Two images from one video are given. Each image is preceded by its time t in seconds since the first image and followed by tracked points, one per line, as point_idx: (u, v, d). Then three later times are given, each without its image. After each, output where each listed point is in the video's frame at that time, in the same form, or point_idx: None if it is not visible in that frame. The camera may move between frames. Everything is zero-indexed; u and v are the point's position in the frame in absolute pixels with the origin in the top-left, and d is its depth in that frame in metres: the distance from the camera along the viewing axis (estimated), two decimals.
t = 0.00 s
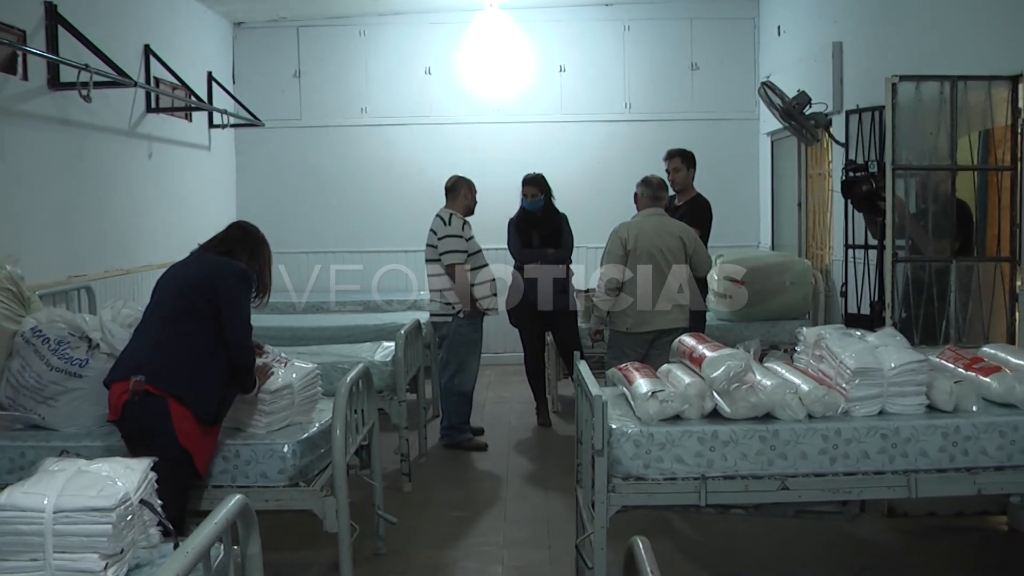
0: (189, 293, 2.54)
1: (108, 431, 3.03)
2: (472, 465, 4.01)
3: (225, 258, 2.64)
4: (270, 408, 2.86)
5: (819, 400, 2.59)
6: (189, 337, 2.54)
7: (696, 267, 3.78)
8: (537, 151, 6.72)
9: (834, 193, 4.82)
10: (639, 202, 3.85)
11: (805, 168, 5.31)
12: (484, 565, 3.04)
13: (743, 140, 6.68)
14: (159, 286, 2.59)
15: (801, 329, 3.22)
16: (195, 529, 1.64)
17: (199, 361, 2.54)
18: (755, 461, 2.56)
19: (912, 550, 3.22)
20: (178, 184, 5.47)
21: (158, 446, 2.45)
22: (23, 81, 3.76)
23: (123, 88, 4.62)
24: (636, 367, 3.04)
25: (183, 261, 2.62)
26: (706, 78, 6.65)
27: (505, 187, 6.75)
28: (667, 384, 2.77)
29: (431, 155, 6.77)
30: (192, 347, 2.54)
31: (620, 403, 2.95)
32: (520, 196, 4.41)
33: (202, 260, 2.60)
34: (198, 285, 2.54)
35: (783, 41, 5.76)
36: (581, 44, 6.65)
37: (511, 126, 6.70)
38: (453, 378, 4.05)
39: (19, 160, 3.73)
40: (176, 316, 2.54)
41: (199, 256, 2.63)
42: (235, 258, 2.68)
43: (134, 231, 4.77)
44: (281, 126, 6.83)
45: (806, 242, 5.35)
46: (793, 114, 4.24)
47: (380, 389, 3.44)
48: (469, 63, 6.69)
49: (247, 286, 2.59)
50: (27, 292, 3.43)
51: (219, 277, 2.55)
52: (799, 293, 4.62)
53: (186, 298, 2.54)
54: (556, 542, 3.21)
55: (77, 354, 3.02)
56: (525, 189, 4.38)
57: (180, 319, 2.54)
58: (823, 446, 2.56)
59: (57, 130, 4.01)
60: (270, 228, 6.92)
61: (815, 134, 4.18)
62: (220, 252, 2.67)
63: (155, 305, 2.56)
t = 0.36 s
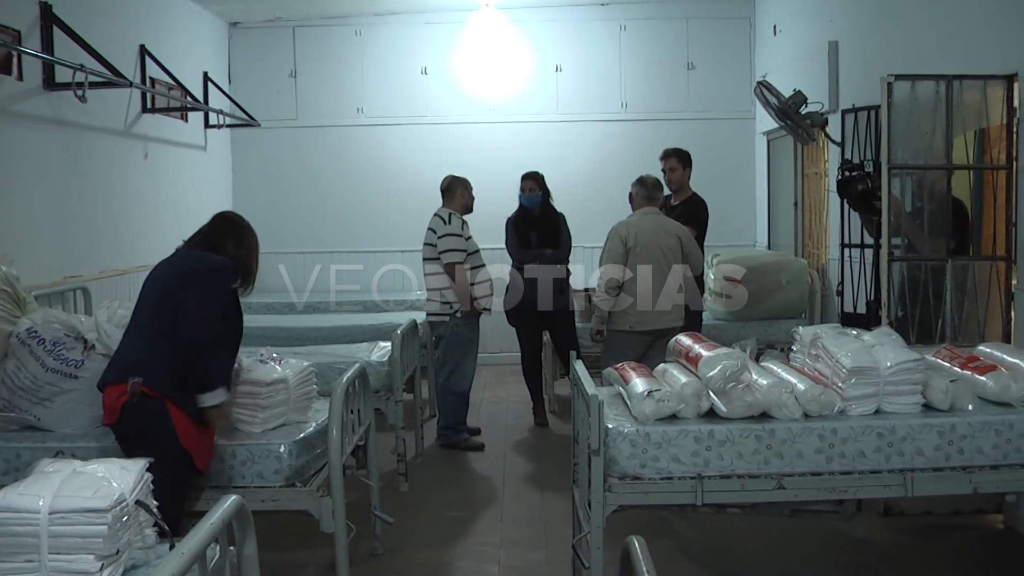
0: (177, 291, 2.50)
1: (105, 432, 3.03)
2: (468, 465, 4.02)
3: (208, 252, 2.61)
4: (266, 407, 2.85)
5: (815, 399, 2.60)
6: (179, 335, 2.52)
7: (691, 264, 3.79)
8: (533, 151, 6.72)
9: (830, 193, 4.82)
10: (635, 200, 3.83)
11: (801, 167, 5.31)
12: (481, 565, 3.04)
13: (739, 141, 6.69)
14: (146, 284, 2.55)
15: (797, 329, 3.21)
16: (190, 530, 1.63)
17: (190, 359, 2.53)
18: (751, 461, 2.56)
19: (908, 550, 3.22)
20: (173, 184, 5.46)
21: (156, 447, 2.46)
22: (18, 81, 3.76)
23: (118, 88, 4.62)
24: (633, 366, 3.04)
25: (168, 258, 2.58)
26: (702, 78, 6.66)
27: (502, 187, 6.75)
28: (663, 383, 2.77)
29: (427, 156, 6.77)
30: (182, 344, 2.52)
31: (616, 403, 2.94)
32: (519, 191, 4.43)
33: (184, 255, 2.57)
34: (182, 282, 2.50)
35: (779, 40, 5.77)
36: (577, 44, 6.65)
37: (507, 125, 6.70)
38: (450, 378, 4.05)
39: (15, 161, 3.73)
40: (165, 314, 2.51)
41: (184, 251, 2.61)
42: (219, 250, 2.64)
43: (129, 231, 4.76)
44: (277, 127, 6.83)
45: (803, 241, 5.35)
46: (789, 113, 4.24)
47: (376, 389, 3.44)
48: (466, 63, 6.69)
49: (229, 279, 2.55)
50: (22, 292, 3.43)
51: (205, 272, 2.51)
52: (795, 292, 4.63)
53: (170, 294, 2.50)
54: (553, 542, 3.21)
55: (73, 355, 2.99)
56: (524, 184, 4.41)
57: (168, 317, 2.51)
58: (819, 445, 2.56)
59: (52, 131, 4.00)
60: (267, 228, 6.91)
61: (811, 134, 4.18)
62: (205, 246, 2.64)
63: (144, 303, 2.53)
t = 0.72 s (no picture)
0: (165, 288, 2.43)
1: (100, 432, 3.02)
2: (463, 465, 4.02)
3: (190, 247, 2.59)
4: (262, 408, 2.84)
5: (811, 398, 2.60)
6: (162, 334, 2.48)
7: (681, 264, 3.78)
8: (529, 151, 6.72)
9: (826, 192, 4.83)
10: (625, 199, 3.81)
11: (796, 167, 5.32)
12: (477, 565, 3.03)
13: (734, 141, 6.69)
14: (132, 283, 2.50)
15: (793, 327, 3.21)
16: (186, 532, 1.63)
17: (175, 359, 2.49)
18: (747, 460, 2.56)
19: (904, 549, 3.23)
20: (169, 184, 5.45)
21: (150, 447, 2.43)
22: (13, 81, 3.75)
23: (113, 89, 4.61)
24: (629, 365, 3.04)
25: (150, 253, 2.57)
26: (697, 78, 6.66)
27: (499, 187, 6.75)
28: (659, 382, 2.76)
29: (422, 156, 6.77)
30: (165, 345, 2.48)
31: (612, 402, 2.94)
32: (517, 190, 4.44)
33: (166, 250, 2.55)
34: (170, 279, 2.45)
35: (774, 40, 5.77)
36: (573, 44, 6.65)
37: (503, 125, 6.70)
38: (446, 378, 4.05)
39: (11, 162, 3.73)
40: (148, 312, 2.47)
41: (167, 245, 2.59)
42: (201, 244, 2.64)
43: (124, 231, 4.75)
44: (271, 127, 6.82)
45: (798, 241, 5.36)
46: (785, 112, 4.25)
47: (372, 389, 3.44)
48: (462, 62, 6.69)
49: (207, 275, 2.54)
50: (17, 292, 3.42)
51: (183, 267, 2.48)
52: (791, 291, 4.64)
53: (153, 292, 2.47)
54: (549, 542, 3.21)
55: (68, 356, 2.96)
56: (523, 184, 4.42)
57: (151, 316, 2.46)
58: (815, 444, 2.57)
59: (46, 130, 3.99)
60: (263, 228, 6.90)
61: (807, 133, 4.19)
62: (188, 240, 2.63)
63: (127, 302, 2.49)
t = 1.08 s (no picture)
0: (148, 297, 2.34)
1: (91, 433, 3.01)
2: (457, 464, 4.02)
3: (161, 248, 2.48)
4: (256, 408, 2.84)
5: (804, 398, 2.61)
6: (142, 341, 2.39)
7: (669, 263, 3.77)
8: (522, 151, 6.72)
9: (818, 192, 4.84)
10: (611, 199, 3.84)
11: (789, 167, 5.33)
12: (470, 565, 3.03)
13: (727, 141, 6.70)
14: (111, 287, 2.37)
15: (786, 326, 3.21)
16: (177, 532, 1.62)
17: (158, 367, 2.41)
18: (740, 459, 2.56)
19: (895, 548, 3.23)
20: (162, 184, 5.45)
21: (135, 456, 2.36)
22: (4, 81, 3.73)
23: (106, 89, 4.60)
24: (622, 364, 3.04)
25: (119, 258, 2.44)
26: (689, 78, 6.67)
27: (492, 187, 6.75)
28: (651, 382, 2.77)
29: (416, 156, 6.77)
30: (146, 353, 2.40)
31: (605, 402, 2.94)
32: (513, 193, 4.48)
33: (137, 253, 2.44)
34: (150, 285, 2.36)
35: (767, 40, 5.78)
36: (566, 44, 6.66)
37: (496, 125, 6.70)
38: (439, 378, 4.05)
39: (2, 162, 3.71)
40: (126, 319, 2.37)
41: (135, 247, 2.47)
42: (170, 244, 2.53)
43: (116, 232, 4.74)
44: (264, 126, 6.81)
45: (791, 241, 5.37)
46: (777, 113, 4.25)
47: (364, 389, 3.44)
48: (455, 62, 6.68)
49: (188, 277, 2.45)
50: (9, 293, 3.41)
51: (164, 272, 2.39)
52: (784, 291, 4.65)
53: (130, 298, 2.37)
54: (541, 542, 3.21)
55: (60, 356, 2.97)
56: (518, 187, 4.48)
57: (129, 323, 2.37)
58: (807, 444, 2.57)
59: (38, 130, 3.98)
60: (257, 228, 6.90)
61: (800, 133, 4.21)
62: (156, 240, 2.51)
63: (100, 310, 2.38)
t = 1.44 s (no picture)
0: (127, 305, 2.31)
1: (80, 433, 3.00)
2: (449, 464, 4.02)
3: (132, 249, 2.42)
4: (248, 407, 2.83)
5: (795, 397, 2.62)
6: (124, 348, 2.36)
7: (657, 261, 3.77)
8: (514, 151, 6.72)
9: (810, 192, 4.84)
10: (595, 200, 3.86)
11: (782, 167, 5.33)
12: (460, 564, 3.04)
13: (719, 140, 6.71)
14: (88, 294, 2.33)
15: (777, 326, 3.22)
16: (168, 533, 1.62)
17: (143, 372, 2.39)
18: (732, 459, 2.57)
19: (886, 547, 3.24)
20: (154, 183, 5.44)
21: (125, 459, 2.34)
22: None
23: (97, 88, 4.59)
24: (613, 364, 3.04)
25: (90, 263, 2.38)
26: (681, 78, 6.67)
27: (485, 186, 6.75)
28: (643, 382, 2.77)
29: (408, 155, 6.77)
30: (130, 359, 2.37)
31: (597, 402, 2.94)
32: (509, 189, 4.41)
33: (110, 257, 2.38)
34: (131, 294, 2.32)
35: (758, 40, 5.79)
36: (557, 44, 6.66)
37: (488, 125, 6.70)
38: (431, 378, 4.05)
39: None
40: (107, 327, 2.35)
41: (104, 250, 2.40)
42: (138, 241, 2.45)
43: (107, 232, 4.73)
44: (256, 126, 6.80)
45: (783, 241, 5.38)
46: (768, 113, 4.26)
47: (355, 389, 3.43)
48: (447, 62, 6.68)
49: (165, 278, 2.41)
50: None
51: (143, 277, 2.35)
52: (776, 291, 4.66)
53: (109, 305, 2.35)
54: (533, 541, 3.21)
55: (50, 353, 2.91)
56: (514, 183, 4.40)
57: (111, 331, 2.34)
58: (799, 443, 2.57)
59: (28, 130, 3.97)
60: (250, 227, 6.89)
61: (790, 133, 4.22)
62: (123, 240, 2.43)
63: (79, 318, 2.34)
